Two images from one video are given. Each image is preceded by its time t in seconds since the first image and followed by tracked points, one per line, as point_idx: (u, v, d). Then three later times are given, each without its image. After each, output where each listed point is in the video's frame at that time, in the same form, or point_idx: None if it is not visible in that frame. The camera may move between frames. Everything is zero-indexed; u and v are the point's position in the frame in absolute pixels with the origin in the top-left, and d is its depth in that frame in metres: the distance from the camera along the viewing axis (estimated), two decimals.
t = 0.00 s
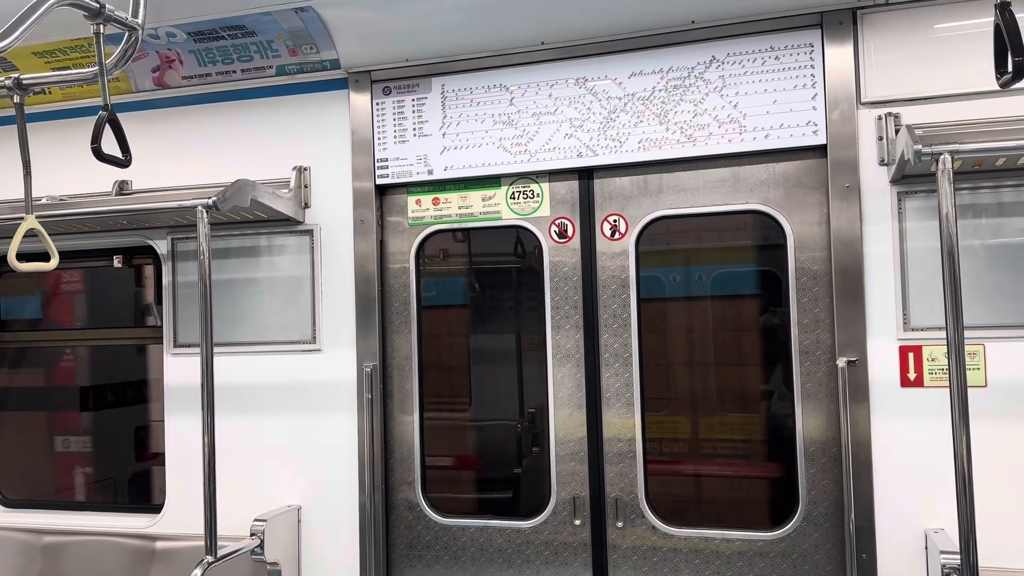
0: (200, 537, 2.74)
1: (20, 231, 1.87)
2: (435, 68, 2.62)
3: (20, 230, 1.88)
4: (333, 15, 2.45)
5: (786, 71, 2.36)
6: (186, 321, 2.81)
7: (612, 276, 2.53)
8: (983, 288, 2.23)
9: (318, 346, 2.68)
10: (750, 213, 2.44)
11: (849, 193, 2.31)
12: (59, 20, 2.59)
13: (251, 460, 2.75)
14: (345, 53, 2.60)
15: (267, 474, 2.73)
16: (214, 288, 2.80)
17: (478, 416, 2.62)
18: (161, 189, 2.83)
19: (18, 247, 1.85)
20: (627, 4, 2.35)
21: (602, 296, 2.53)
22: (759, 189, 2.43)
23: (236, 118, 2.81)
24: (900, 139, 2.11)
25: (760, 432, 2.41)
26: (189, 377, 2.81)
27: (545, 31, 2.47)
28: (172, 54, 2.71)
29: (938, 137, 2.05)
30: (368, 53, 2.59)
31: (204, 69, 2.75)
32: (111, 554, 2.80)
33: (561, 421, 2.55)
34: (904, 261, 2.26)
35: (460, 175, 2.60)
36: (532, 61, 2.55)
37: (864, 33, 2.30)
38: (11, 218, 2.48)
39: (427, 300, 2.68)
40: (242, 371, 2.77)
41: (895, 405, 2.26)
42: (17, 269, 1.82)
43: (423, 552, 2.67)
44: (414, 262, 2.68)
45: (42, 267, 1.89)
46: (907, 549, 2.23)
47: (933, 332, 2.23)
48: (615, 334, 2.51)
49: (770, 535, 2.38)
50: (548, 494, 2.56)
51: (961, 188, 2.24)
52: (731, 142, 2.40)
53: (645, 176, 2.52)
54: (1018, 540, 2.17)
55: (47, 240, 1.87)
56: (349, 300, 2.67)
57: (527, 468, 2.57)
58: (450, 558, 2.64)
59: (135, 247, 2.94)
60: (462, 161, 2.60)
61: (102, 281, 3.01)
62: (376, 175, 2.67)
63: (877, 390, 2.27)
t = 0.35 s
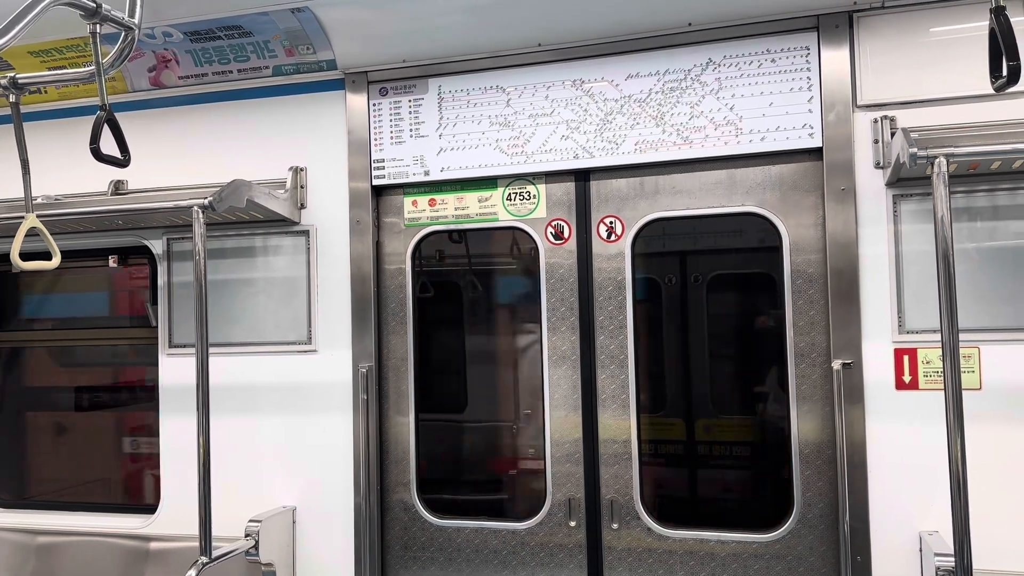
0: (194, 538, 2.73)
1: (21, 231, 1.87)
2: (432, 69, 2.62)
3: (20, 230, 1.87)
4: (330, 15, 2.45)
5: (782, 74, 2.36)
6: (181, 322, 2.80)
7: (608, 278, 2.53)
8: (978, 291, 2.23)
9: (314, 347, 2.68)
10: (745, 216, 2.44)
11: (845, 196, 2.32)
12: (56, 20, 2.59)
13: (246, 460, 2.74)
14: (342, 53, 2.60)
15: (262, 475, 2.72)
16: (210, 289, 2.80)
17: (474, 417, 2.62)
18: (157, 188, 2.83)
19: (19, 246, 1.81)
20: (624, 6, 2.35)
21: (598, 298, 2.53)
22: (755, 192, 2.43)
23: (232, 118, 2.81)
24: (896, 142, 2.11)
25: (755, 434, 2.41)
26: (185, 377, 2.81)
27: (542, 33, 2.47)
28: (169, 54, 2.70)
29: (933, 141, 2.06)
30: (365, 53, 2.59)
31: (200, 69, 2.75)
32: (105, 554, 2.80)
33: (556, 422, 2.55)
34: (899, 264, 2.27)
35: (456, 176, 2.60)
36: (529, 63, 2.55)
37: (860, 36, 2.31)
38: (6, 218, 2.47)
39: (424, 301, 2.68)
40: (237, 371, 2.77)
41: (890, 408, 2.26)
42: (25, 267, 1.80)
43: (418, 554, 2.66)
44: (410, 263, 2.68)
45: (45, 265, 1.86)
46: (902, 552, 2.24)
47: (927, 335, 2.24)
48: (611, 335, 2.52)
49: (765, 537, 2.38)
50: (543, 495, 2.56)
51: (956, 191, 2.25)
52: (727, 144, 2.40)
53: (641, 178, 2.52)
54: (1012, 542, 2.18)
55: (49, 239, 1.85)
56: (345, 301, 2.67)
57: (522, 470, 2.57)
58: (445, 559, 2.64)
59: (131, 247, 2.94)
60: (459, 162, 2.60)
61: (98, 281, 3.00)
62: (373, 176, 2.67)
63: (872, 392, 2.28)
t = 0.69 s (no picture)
0: (189, 538, 2.73)
1: (12, 230, 1.89)
2: (429, 69, 2.62)
3: (12, 228, 1.89)
4: (327, 15, 2.45)
5: (779, 76, 2.36)
6: (176, 321, 2.80)
7: (603, 279, 2.53)
8: (973, 294, 2.24)
9: (309, 347, 2.67)
10: (741, 218, 2.45)
11: (840, 198, 2.32)
12: (52, 18, 2.58)
13: (241, 459, 2.74)
14: (339, 53, 2.60)
15: (257, 475, 2.72)
16: (205, 289, 2.80)
17: (469, 418, 2.62)
18: (152, 188, 2.82)
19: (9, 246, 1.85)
20: (620, 7, 2.36)
21: (594, 299, 2.53)
22: (751, 193, 2.43)
23: (229, 117, 2.81)
24: (891, 145, 2.12)
25: (750, 435, 2.41)
26: (180, 377, 2.80)
27: (538, 34, 2.47)
28: (165, 53, 2.70)
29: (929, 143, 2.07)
30: (361, 54, 2.59)
31: (196, 68, 2.74)
32: (99, 554, 2.79)
33: (552, 423, 2.55)
34: (894, 266, 2.27)
35: (453, 177, 2.60)
36: (526, 64, 2.55)
37: (856, 39, 2.31)
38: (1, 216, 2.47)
39: (419, 301, 2.68)
40: (233, 371, 2.77)
41: (885, 410, 2.27)
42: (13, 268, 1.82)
43: (413, 555, 2.66)
44: (406, 264, 2.68)
45: (37, 265, 1.89)
46: (896, 553, 2.24)
47: (922, 337, 2.24)
48: (607, 336, 2.52)
49: (760, 539, 2.38)
50: (539, 496, 2.56)
51: (951, 193, 2.25)
52: (724, 146, 2.41)
53: (637, 180, 2.53)
54: (1006, 544, 2.18)
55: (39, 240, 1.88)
56: (341, 301, 2.66)
57: (517, 470, 2.57)
58: (441, 560, 2.64)
59: (126, 246, 2.93)
60: (455, 163, 2.60)
61: (93, 280, 3.00)
62: (369, 176, 2.67)
63: (867, 394, 2.28)
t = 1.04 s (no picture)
0: (185, 538, 2.72)
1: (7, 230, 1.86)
2: (426, 70, 2.62)
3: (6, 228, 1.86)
4: (324, 15, 2.45)
5: (775, 78, 2.37)
6: (172, 321, 2.79)
7: (600, 280, 2.53)
8: (969, 296, 2.24)
9: (306, 347, 2.67)
10: (738, 219, 2.45)
11: (836, 201, 2.32)
12: (48, 17, 2.58)
13: (237, 459, 2.74)
14: (336, 53, 2.60)
15: (253, 475, 2.71)
16: (201, 288, 2.79)
17: (466, 419, 2.62)
18: (149, 187, 2.82)
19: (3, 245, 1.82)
20: (618, 9, 2.36)
21: (590, 300, 2.54)
22: (747, 195, 2.44)
23: (225, 117, 2.81)
24: (888, 148, 2.12)
25: (746, 436, 2.42)
26: (175, 376, 2.80)
27: (536, 35, 2.47)
28: (162, 52, 2.70)
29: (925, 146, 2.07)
30: (359, 54, 2.59)
31: (193, 68, 2.74)
32: (94, 554, 2.78)
33: (548, 424, 2.55)
34: (890, 268, 2.27)
35: (450, 177, 2.60)
36: (523, 64, 2.55)
37: (853, 41, 2.32)
38: None
39: (416, 302, 2.68)
40: (229, 371, 2.76)
41: (880, 412, 2.27)
42: (8, 268, 1.79)
43: (409, 555, 2.66)
44: (403, 264, 2.68)
45: (30, 265, 1.86)
46: (892, 556, 2.24)
47: (918, 339, 2.25)
48: (603, 337, 2.52)
49: (755, 540, 2.38)
50: (535, 496, 2.56)
51: (947, 196, 2.26)
52: (721, 147, 2.41)
53: (634, 181, 2.53)
54: (1001, 546, 2.19)
55: (34, 239, 1.86)
56: (338, 301, 2.66)
57: (513, 471, 2.57)
58: (437, 561, 2.64)
59: (123, 246, 2.93)
60: (452, 163, 2.60)
61: (89, 279, 2.99)
62: (366, 176, 2.67)
63: (863, 397, 2.28)
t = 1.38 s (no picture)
0: (181, 538, 2.72)
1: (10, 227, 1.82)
2: (424, 69, 2.62)
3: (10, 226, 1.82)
4: (323, 15, 2.45)
5: (774, 79, 2.37)
6: (169, 321, 2.79)
7: (598, 281, 2.53)
8: (966, 298, 2.24)
9: (303, 347, 2.67)
10: (735, 220, 2.45)
11: (834, 202, 2.33)
12: (47, 14, 2.58)
13: (234, 459, 2.73)
14: (334, 53, 2.59)
15: (250, 475, 2.71)
16: (199, 288, 2.79)
17: (464, 419, 2.62)
18: (146, 186, 2.81)
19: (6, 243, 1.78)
20: (616, 10, 2.36)
21: (588, 300, 2.54)
22: (745, 196, 2.44)
23: (223, 116, 2.80)
24: (886, 149, 2.12)
25: (743, 437, 2.42)
26: (172, 376, 2.79)
27: (534, 35, 2.47)
28: (160, 51, 2.70)
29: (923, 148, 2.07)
30: (357, 53, 2.59)
31: (191, 67, 2.74)
32: (90, 554, 2.78)
33: (546, 424, 2.55)
34: (887, 270, 2.27)
35: (448, 177, 2.60)
36: (521, 65, 2.55)
37: (852, 42, 2.32)
38: None
39: (414, 302, 2.68)
40: (226, 370, 2.76)
41: (878, 413, 2.27)
42: (12, 264, 1.75)
43: (405, 555, 2.66)
44: (400, 264, 2.68)
45: (35, 265, 1.82)
46: (890, 557, 2.24)
47: (916, 340, 2.25)
48: (601, 338, 2.52)
49: (752, 541, 2.38)
50: (532, 497, 2.56)
51: (945, 198, 2.26)
52: (719, 148, 2.41)
53: (632, 181, 2.53)
54: (998, 548, 2.19)
55: (37, 237, 1.82)
56: (335, 300, 2.66)
57: (510, 472, 2.57)
58: (434, 561, 2.63)
59: (120, 245, 2.92)
60: (451, 163, 2.60)
61: (86, 278, 2.99)
62: (364, 176, 2.67)
63: (860, 398, 2.28)
